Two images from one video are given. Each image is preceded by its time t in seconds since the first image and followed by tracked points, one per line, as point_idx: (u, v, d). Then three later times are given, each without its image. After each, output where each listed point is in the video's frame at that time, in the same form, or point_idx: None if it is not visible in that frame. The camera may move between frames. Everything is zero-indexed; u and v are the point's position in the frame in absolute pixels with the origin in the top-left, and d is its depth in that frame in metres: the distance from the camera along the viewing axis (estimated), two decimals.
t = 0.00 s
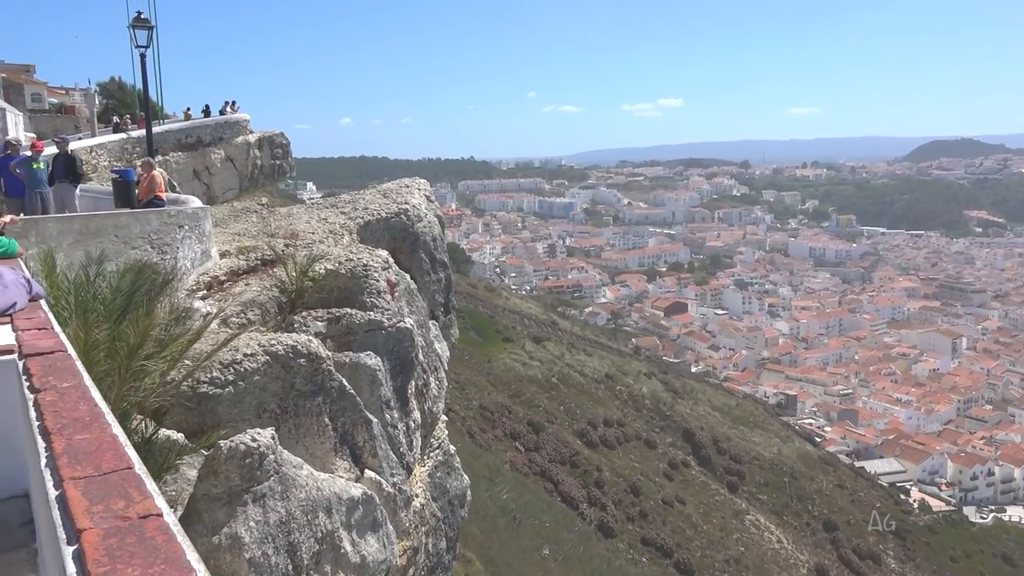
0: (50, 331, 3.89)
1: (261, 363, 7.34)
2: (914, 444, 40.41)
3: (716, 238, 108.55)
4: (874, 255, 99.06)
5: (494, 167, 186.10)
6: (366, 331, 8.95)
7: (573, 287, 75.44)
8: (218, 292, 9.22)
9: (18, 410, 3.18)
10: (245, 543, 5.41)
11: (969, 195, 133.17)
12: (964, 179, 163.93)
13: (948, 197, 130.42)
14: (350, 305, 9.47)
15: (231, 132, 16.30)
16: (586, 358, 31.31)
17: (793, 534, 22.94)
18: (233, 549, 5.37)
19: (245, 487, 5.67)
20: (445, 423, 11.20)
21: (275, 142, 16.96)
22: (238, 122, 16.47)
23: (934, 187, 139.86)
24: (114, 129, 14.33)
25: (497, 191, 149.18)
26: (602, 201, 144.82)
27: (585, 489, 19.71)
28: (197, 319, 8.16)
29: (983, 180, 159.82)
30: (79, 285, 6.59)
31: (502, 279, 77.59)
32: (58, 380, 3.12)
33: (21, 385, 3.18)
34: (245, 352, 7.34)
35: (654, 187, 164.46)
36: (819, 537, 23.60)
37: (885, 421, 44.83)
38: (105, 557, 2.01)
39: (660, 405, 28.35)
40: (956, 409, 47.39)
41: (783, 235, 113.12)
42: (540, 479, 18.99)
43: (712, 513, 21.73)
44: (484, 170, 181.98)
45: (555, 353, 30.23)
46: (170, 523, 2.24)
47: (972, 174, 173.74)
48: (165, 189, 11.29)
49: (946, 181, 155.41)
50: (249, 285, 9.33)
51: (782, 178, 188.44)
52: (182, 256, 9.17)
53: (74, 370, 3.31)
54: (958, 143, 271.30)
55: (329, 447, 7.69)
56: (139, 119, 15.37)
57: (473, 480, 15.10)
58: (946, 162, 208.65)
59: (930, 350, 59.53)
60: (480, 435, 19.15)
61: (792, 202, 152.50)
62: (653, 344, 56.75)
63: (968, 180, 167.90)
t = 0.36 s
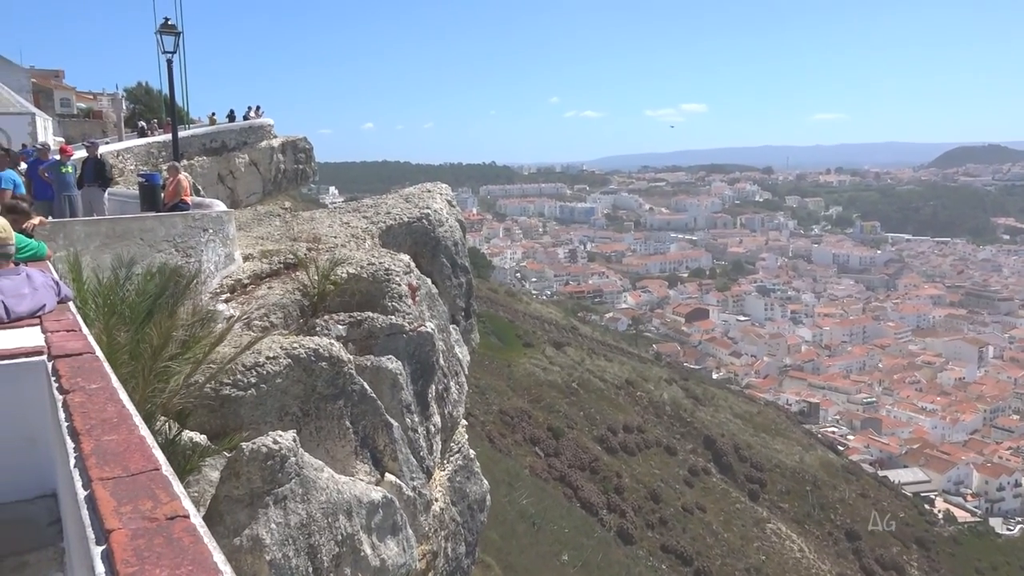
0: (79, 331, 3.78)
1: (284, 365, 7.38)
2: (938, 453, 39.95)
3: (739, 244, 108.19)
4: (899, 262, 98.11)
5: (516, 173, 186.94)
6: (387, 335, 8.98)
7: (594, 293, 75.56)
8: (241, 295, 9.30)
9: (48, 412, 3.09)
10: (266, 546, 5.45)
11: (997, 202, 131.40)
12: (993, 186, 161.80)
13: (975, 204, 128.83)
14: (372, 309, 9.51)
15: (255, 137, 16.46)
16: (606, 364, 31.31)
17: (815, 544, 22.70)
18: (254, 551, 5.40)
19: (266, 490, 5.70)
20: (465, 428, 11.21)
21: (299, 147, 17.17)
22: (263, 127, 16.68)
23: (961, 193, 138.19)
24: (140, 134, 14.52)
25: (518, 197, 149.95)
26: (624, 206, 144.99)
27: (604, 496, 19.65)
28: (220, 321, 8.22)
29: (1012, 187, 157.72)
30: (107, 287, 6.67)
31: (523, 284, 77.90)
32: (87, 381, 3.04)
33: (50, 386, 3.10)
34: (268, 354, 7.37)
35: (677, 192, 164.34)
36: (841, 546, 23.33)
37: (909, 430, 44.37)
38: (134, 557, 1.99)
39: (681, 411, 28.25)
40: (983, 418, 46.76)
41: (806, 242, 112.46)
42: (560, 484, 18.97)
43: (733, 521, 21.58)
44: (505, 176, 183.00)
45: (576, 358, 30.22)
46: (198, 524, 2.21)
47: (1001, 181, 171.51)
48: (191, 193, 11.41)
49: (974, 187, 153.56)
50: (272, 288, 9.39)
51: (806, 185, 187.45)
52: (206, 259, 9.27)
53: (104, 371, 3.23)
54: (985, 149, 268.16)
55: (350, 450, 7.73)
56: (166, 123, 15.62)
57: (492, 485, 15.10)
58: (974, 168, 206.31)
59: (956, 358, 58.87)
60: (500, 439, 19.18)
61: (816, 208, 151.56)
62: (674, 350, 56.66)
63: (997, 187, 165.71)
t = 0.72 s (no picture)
0: (107, 335, 3.56)
1: (305, 370, 7.40)
2: (963, 464, 39.45)
3: (760, 251, 107.68)
4: (922, 270, 97.11)
5: (536, 179, 187.35)
6: (408, 340, 9.00)
7: (613, 299, 75.44)
8: (263, 300, 9.37)
9: (76, 419, 2.89)
10: (286, 549, 5.47)
11: None
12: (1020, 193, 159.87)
13: (1002, 211, 127.27)
14: (392, 314, 9.54)
15: (278, 143, 16.62)
16: (626, 371, 31.26)
17: (836, 554, 22.47)
18: (275, 555, 5.40)
19: (287, 493, 5.72)
20: (484, 433, 11.21)
21: (321, 153, 17.31)
22: (285, 133, 16.84)
23: (988, 201, 136.60)
24: (164, 140, 14.72)
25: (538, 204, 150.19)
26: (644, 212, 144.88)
27: (623, 503, 19.58)
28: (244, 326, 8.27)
29: None
30: (133, 292, 6.77)
31: (543, 290, 77.93)
32: (114, 385, 2.84)
33: (77, 390, 2.88)
34: (289, 359, 7.38)
35: (697, 198, 163.93)
36: (863, 556, 23.07)
37: (932, 440, 43.84)
38: (162, 559, 1.89)
39: (701, 419, 28.11)
40: (1008, 429, 46.11)
41: (828, 249, 111.67)
42: (578, 491, 18.93)
43: (753, 530, 21.41)
44: (525, 182, 183.48)
45: (595, 365, 30.19)
46: (224, 529, 2.08)
47: None
48: (214, 198, 11.50)
49: (1001, 194, 151.75)
50: (293, 293, 9.46)
51: (829, 191, 186.34)
52: (229, 265, 9.33)
53: (133, 375, 3.01)
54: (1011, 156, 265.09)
55: (370, 455, 7.76)
56: (189, 129, 15.80)
57: (511, 491, 15.10)
58: (1001, 175, 204.19)
59: (980, 368, 58.16)
60: (518, 445, 19.20)
61: (838, 216, 150.46)
62: (693, 357, 56.42)
63: None
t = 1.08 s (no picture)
0: (133, 338, 3.56)
1: (324, 374, 7.44)
2: (987, 474, 39.00)
3: (780, 257, 107.22)
4: (945, 277, 96.21)
5: (555, 186, 187.76)
6: (426, 345, 9.02)
7: (632, 305, 75.37)
8: (283, 304, 9.41)
9: (102, 421, 2.86)
10: (305, 552, 5.46)
11: None
12: None
13: None
14: (411, 319, 9.56)
15: (298, 148, 16.73)
16: (644, 377, 31.20)
17: (856, 563, 22.24)
18: (294, 558, 5.40)
19: (306, 496, 5.73)
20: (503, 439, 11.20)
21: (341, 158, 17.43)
22: (306, 139, 16.98)
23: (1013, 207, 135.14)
24: (188, 145, 14.89)
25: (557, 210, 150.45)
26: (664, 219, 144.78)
27: (641, 510, 19.50)
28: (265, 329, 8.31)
29: None
30: (155, 295, 6.83)
31: (562, 295, 77.98)
32: (140, 387, 2.79)
33: (103, 391, 2.83)
34: (309, 363, 7.42)
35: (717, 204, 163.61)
36: (884, 566, 22.83)
37: (956, 449, 43.38)
38: (187, 559, 1.83)
39: (719, 426, 27.98)
40: None
41: (849, 255, 110.95)
42: (595, 497, 18.88)
43: (772, 538, 21.24)
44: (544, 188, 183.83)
45: (613, 371, 30.14)
46: (250, 531, 2.02)
47: None
48: (235, 203, 11.58)
49: None
50: (313, 298, 9.51)
51: (851, 197, 185.35)
52: (250, 268, 9.37)
53: (159, 377, 2.97)
54: None
55: (388, 459, 7.75)
56: (212, 135, 15.98)
57: (529, 497, 15.10)
58: None
59: (1005, 376, 57.51)
60: (536, 451, 19.19)
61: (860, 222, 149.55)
62: (713, 363, 56.25)
63: None
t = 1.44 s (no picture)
0: (161, 339, 3.61)
1: (346, 376, 7.50)
2: (1015, 484, 38.44)
3: (804, 263, 106.50)
4: (973, 284, 95.06)
5: (577, 190, 187.87)
6: (448, 348, 9.04)
7: (654, 310, 75.16)
8: (307, 306, 9.47)
9: (131, 418, 2.87)
10: (326, 553, 5.48)
11: None
12: None
13: None
14: (433, 322, 9.58)
15: (323, 151, 16.84)
16: (666, 382, 31.08)
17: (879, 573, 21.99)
18: (316, 559, 5.43)
19: (328, 498, 5.76)
20: (524, 443, 11.19)
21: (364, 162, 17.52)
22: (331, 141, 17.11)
23: None
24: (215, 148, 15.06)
25: (579, 214, 150.41)
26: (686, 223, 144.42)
27: (661, 516, 19.41)
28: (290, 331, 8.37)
29: None
30: (181, 297, 6.91)
31: (584, 300, 77.92)
32: (169, 386, 2.81)
33: (133, 393, 2.84)
34: (332, 365, 7.47)
35: (741, 209, 162.84)
36: None
37: (983, 459, 42.79)
38: (218, 560, 1.82)
39: (741, 432, 27.81)
40: None
41: (875, 262, 109.96)
42: (616, 502, 18.82)
43: (795, 547, 21.05)
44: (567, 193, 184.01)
45: (634, 376, 30.07)
46: (279, 531, 2.01)
47: None
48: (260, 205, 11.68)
49: None
50: (337, 300, 9.57)
51: (877, 203, 183.72)
52: (274, 271, 9.44)
53: (187, 378, 2.97)
54: None
55: (409, 462, 7.75)
56: (238, 138, 16.15)
57: (549, 501, 15.08)
58: None
59: None
60: (557, 455, 19.15)
61: (886, 228, 148.19)
62: (736, 369, 55.92)
63: None
